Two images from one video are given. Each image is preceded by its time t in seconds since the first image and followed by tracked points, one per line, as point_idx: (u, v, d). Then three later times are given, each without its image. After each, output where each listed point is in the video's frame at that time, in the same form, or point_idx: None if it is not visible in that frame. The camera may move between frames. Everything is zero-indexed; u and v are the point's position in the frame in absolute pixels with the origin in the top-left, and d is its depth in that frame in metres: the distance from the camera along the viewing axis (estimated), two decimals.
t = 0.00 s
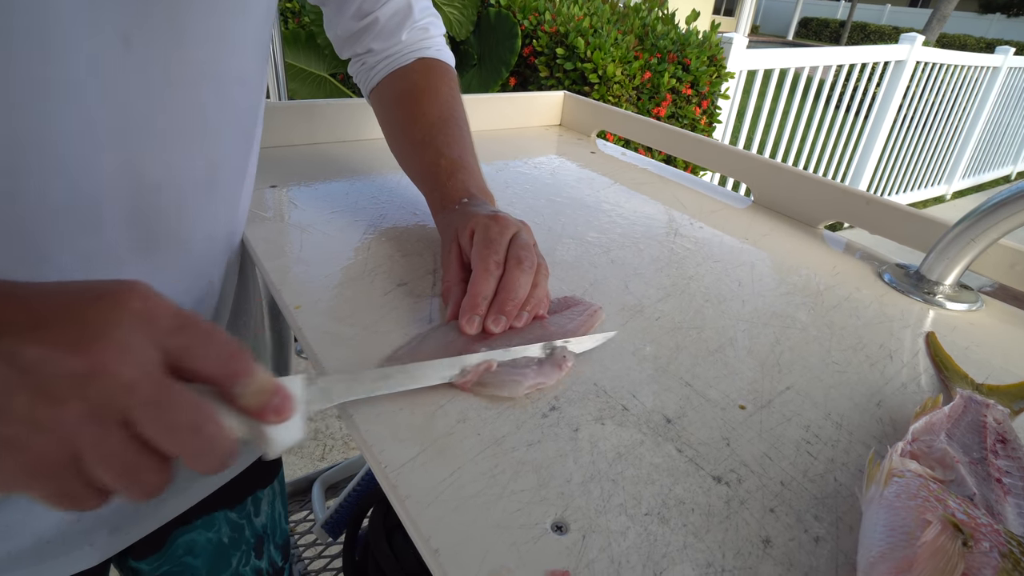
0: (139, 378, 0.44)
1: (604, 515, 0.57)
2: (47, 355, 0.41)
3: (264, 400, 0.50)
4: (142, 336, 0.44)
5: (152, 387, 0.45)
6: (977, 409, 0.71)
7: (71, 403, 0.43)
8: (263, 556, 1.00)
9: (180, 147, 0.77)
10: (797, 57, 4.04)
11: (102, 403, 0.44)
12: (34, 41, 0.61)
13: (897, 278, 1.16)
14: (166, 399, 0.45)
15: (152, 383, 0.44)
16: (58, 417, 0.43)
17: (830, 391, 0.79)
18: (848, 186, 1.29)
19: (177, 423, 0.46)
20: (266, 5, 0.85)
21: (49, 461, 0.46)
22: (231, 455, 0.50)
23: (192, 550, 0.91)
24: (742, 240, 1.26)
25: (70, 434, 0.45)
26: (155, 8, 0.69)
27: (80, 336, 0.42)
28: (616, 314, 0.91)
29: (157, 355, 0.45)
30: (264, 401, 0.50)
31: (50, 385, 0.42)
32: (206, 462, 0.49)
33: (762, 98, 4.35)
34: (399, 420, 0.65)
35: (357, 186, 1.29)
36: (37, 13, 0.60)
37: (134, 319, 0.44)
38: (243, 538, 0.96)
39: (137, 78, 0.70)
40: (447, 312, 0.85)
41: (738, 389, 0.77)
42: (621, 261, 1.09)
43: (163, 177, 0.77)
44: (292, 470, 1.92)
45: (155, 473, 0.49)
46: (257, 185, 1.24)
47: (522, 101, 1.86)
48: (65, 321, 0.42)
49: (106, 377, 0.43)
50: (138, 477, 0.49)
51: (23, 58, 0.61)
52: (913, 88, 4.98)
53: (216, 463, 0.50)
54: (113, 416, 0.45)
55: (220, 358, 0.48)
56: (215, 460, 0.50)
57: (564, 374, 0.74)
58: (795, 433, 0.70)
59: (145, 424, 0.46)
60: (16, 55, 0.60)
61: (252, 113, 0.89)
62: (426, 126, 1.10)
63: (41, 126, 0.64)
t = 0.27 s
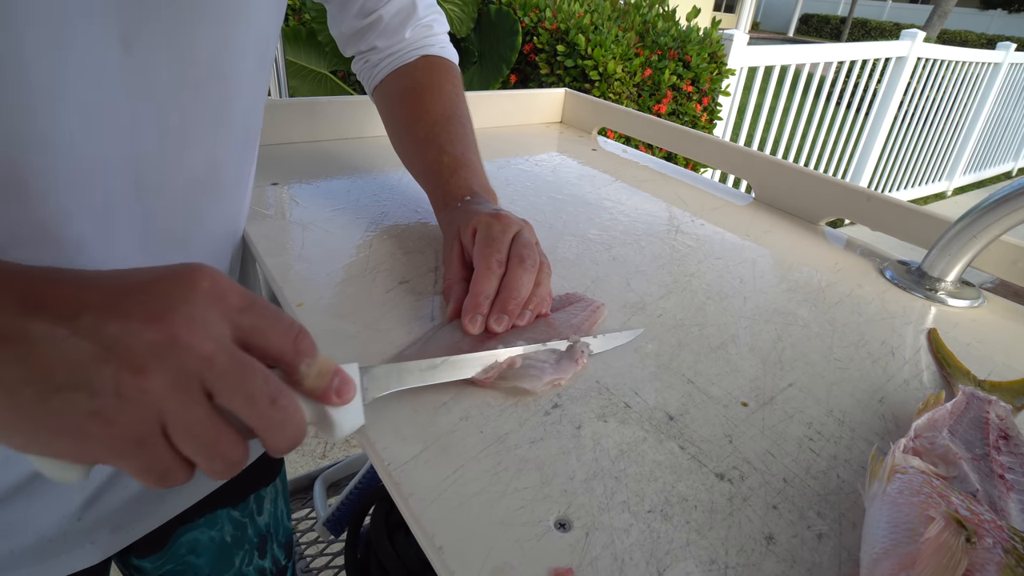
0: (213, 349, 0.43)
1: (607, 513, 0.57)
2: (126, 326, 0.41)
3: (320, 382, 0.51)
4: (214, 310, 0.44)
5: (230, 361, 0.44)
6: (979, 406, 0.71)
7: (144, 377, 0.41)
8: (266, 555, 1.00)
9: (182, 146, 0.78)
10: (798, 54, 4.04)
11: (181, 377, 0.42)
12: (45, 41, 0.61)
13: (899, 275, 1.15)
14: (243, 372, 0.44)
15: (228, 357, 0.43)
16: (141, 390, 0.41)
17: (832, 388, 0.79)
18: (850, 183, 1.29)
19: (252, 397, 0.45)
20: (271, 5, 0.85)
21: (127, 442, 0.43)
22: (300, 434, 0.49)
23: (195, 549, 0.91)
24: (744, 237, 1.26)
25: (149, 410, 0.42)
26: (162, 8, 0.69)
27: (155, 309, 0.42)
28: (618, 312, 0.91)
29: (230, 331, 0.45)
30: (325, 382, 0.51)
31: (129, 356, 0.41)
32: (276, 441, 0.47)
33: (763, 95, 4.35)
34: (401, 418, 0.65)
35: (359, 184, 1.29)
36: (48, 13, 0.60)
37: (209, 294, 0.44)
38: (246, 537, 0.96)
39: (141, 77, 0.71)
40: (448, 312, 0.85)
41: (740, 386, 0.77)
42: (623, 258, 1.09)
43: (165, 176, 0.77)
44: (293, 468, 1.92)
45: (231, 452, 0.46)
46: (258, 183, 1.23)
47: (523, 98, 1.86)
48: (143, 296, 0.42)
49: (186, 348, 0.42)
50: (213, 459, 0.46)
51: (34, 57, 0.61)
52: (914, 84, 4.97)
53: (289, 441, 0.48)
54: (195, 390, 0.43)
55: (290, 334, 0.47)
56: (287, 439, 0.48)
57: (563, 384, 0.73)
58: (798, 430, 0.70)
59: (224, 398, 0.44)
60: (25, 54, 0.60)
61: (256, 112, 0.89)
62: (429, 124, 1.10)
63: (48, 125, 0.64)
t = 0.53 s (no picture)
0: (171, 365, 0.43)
1: (609, 509, 0.57)
2: (79, 341, 0.41)
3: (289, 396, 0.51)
4: (173, 324, 0.44)
5: (188, 375, 0.44)
6: (979, 402, 0.71)
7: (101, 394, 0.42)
8: (270, 555, 0.99)
9: (185, 145, 0.78)
10: (797, 53, 4.04)
11: (137, 393, 0.42)
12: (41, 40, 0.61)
13: (898, 272, 1.16)
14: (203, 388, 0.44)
15: (186, 372, 0.43)
16: (91, 408, 0.42)
17: (833, 385, 0.79)
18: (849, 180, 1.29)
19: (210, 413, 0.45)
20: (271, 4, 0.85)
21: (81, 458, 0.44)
22: (265, 449, 0.49)
23: (201, 549, 0.91)
24: (743, 235, 1.26)
25: (102, 426, 0.43)
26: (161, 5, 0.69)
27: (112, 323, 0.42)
28: (618, 310, 0.92)
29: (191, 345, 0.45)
30: (294, 395, 0.51)
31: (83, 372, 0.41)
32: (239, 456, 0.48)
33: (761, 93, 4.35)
34: (403, 416, 0.65)
35: (358, 184, 1.29)
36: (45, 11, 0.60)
37: (168, 309, 0.44)
38: (250, 537, 0.95)
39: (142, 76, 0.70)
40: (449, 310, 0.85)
41: (741, 383, 0.77)
42: (623, 256, 1.09)
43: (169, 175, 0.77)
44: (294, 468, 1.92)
45: (188, 469, 0.47)
46: (258, 183, 1.23)
47: (522, 97, 1.86)
48: (98, 311, 0.42)
49: (141, 363, 0.42)
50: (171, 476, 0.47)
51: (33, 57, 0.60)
52: (911, 83, 4.98)
53: (253, 456, 0.49)
54: (149, 406, 0.43)
55: (253, 348, 0.47)
56: (252, 454, 0.48)
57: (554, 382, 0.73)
58: (799, 427, 0.70)
59: (182, 414, 0.44)
60: (23, 54, 0.60)
61: (258, 110, 0.89)
62: (428, 123, 1.10)
63: (49, 125, 0.64)
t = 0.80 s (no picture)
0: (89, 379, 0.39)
1: (610, 509, 0.57)
2: None
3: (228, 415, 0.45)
4: (98, 335, 0.40)
5: (111, 391, 0.40)
6: (979, 402, 0.71)
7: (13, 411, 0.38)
8: (270, 554, 1.01)
9: (187, 144, 0.77)
10: (796, 54, 4.05)
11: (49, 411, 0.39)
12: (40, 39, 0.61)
13: (898, 273, 1.16)
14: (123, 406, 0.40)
15: (108, 388, 0.39)
16: None
17: (833, 385, 0.79)
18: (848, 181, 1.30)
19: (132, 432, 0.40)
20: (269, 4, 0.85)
21: None
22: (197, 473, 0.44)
23: (202, 549, 0.91)
24: (743, 236, 1.26)
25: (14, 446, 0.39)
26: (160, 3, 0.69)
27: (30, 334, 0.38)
28: (619, 310, 0.92)
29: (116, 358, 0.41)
30: (231, 412, 0.45)
31: None
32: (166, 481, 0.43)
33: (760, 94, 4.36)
34: (403, 416, 0.65)
35: (358, 183, 1.29)
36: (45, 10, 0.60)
37: (93, 318, 0.40)
38: (251, 537, 0.96)
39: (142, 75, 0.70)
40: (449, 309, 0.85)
41: (741, 383, 0.77)
42: (623, 256, 1.09)
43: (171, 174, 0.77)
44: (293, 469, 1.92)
45: (109, 493, 0.42)
46: (257, 183, 1.23)
47: (522, 97, 1.86)
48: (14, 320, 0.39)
49: (58, 377, 0.38)
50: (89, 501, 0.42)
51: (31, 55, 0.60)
52: (910, 84, 4.99)
53: (184, 481, 0.43)
54: (67, 424, 0.39)
55: (186, 361, 0.43)
56: (183, 477, 0.43)
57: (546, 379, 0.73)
58: (799, 427, 0.70)
59: (101, 434, 0.40)
60: (23, 53, 0.60)
61: (257, 108, 0.89)
62: (427, 123, 1.10)
63: (49, 124, 0.64)
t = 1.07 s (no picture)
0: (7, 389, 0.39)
1: (609, 508, 0.57)
2: None
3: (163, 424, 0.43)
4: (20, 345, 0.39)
5: (30, 403, 0.39)
6: (978, 402, 0.72)
7: None
8: (272, 554, 1.01)
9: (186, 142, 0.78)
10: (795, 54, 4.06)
11: None
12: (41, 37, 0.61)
13: (897, 273, 1.16)
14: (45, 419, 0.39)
15: (27, 401, 0.39)
16: None
17: (832, 384, 0.79)
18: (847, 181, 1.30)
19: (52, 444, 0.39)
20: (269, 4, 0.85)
21: None
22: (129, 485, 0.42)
23: (203, 549, 0.91)
24: (742, 236, 1.27)
25: None
26: None
27: None
28: (619, 310, 0.92)
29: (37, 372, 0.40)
30: (169, 422, 0.43)
31: None
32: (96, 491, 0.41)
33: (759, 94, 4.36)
34: (403, 415, 0.65)
35: (358, 183, 1.29)
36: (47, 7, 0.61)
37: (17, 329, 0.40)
38: (253, 536, 0.97)
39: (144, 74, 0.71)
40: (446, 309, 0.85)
41: (740, 382, 0.77)
42: (622, 256, 1.09)
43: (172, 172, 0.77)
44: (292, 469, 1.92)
45: (29, 506, 0.41)
46: (258, 182, 1.23)
47: (522, 97, 1.86)
48: None
49: None
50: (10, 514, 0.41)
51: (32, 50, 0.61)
52: (909, 84, 5.00)
53: (112, 494, 0.42)
54: None
55: (114, 371, 0.41)
56: (109, 490, 0.41)
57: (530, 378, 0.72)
58: (798, 426, 0.71)
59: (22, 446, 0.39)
60: (20, 52, 0.60)
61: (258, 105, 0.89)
62: (428, 123, 1.10)
63: (46, 122, 0.64)
